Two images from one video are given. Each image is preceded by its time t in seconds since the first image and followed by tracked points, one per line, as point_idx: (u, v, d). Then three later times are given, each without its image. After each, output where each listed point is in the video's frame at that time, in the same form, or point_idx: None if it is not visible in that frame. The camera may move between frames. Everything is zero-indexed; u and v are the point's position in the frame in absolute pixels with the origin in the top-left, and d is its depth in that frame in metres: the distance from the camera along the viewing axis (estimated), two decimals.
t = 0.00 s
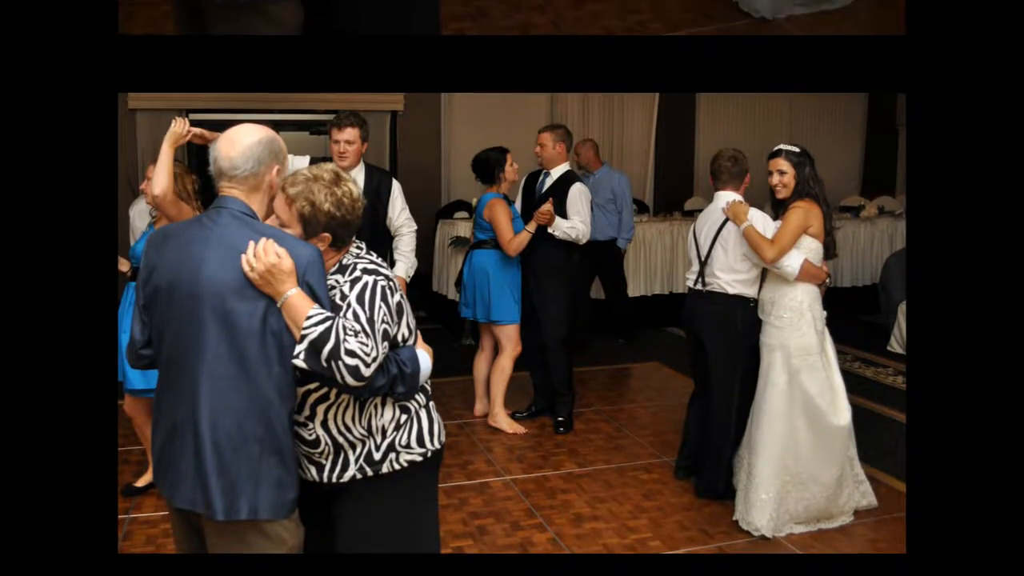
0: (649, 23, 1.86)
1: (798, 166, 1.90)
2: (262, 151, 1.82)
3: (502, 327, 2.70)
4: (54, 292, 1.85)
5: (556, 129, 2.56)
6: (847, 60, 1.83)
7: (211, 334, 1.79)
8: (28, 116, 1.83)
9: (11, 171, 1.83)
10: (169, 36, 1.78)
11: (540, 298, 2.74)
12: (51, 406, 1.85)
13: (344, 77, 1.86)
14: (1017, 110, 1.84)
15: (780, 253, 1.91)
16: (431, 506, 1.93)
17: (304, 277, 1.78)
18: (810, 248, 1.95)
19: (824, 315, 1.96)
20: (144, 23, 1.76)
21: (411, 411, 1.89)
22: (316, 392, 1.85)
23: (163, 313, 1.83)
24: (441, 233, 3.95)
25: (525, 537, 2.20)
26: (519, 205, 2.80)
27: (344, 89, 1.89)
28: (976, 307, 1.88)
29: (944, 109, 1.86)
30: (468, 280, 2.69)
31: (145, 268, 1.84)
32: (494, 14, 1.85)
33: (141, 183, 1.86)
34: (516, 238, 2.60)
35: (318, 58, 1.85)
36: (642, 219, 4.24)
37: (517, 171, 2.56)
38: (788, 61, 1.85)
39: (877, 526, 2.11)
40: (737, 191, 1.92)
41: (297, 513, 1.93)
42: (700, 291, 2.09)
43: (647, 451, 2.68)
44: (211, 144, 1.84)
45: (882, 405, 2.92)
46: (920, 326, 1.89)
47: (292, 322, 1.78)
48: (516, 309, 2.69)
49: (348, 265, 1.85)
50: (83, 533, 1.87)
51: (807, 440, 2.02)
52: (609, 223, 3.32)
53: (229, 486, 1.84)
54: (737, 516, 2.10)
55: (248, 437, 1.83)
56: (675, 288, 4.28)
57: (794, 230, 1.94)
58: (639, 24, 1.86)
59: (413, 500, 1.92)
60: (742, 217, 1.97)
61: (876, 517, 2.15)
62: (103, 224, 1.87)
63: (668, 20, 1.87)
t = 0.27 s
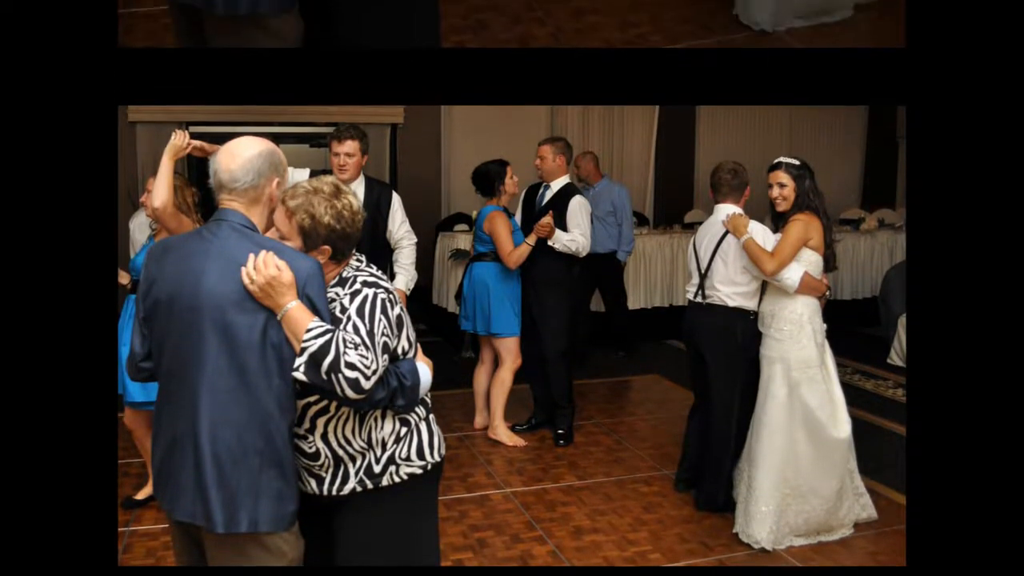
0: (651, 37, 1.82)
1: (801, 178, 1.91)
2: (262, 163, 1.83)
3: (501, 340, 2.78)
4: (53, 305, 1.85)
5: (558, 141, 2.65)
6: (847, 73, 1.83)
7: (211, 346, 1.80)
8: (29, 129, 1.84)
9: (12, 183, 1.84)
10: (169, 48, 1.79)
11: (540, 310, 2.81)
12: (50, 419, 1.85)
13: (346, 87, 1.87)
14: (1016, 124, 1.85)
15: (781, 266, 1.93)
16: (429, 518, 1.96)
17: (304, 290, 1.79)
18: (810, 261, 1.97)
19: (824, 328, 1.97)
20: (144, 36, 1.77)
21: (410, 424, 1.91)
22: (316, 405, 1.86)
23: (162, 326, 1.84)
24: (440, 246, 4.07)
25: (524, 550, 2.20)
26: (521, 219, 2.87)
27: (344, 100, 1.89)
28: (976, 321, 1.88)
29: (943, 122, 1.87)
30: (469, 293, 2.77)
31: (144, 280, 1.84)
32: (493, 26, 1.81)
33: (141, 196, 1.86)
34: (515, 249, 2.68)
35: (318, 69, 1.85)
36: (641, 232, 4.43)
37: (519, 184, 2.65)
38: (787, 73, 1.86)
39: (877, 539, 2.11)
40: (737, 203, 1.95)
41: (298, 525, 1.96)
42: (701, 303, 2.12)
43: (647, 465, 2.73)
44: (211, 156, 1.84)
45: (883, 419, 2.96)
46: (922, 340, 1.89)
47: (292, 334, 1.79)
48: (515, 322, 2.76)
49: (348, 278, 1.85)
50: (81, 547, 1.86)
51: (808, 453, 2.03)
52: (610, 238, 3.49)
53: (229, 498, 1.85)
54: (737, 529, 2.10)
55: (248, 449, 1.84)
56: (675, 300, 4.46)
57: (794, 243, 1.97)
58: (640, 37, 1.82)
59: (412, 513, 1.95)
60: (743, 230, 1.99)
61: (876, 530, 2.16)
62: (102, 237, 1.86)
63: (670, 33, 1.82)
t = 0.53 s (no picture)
0: (651, 48, 1.86)
1: (803, 193, 2.35)
2: (262, 175, 1.84)
3: (502, 350, 3.30)
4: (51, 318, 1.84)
5: (561, 165, 3.13)
6: (845, 86, 1.83)
7: (211, 359, 1.81)
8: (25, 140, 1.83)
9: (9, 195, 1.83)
10: (169, 60, 1.79)
11: (539, 316, 3.31)
12: (48, 433, 1.84)
13: (344, 102, 1.86)
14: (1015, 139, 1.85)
15: (784, 275, 2.38)
16: (429, 530, 1.98)
17: (304, 302, 1.80)
18: (812, 272, 2.42)
19: (821, 342, 2.41)
20: (145, 49, 1.78)
21: (410, 436, 1.93)
22: (316, 418, 1.86)
23: (163, 338, 1.84)
24: (441, 259, 4.99)
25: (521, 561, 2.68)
26: (517, 241, 3.37)
27: (343, 115, 1.88)
28: (977, 335, 1.87)
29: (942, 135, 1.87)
30: (474, 305, 3.27)
31: (144, 292, 1.85)
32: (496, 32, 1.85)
33: (141, 209, 1.85)
34: (516, 262, 3.20)
35: (316, 84, 1.84)
36: (642, 246, 5.36)
37: (523, 206, 3.16)
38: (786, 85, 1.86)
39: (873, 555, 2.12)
40: (744, 217, 2.41)
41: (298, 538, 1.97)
42: (707, 306, 2.59)
43: (642, 480, 3.35)
44: (211, 169, 1.84)
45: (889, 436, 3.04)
46: (921, 352, 1.89)
47: (292, 348, 1.81)
48: (516, 331, 3.27)
49: (348, 290, 1.85)
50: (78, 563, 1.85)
51: (806, 464, 2.50)
52: (609, 247, 4.28)
53: (230, 511, 1.85)
54: (739, 541, 2.56)
55: (248, 462, 1.83)
56: (673, 310, 5.40)
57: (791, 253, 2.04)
58: (640, 49, 1.86)
59: (412, 524, 1.96)
60: (748, 243, 2.44)
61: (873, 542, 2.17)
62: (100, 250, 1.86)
63: (668, 43, 1.85)
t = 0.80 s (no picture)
0: (651, 61, 1.85)
1: (804, 202, 2.40)
2: (261, 188, 1.84)
3: (502, 363, 3.36)
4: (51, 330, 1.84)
5: (558, 175, 3.19)
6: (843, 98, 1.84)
7: (211, 372, 1.82)
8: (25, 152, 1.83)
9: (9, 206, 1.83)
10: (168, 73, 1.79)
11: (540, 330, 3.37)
12: (48, 445, 1.84)
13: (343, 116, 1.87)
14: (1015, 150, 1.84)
15: (782, 289, 2.42)
16: (429, 543, 1.98)
17: (304, 315, 1.81)
18: (812, 284, 2.47)
19: (821, 355, 2.46)
20: (145, 61, 1.79)
21: (410, 449, 1.93)
22: (316, 430, 1.86)
23: (163, 351, 1.85)
24: (442, 273, 5.05)
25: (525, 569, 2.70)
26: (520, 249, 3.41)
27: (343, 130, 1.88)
28: (976, 348, 1.88)
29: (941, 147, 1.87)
30: (478, 315, 3.30)
31: (145, 305, 1.86)
32: (496, 44, 1.84)
33: (141, 222, 1.86)
34: (522, 271, 3.23)
35: (315, 96, 1.84)
36: (642, 258, 5.38)
37: (523, 215, 3.21)
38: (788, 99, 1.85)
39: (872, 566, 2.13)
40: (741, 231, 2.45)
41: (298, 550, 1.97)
42: (707, 322, 2.63)
43: (643, 489, 3.38)
44: (211, 182, 1.84)
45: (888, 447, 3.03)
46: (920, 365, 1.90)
47: (292, 360, 1.82)
48: (519, 343, 3.32)
49: (348, 302, 1.85)
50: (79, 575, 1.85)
51: (805, 475, 2.54)
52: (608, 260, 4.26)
53: (230, 524, 1.85)
54: (739, 552, 2.61)
55: (248, 474, 1.83)
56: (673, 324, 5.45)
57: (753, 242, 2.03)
58: (641, 62, 1.85)
59: (412, 536, 1.96)
60: (747, 256, 2.49)
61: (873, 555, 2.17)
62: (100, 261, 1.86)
63: (673, 55, 1.84)
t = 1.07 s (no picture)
0: (651, 74, 1.89)
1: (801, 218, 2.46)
2: (261, 202, 1.84)
3: (504, 372, 3.37)
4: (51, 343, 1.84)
5: (565, 192, 3.25)
6: (841, 111, 1.84)
7: (211, 385, 1.82)
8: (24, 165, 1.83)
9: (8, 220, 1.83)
10: (169, 86, 1.82)
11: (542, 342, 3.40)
12: (48, 458, 1.84)
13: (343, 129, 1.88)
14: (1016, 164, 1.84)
15: (779, 301, 2.47)
16: (429, 556, 1.97)
17: (304, 327, 1.82)
18: (810, 298, 2.52)
19: (820, 367, 2.50)
20: (146, 74, 1.83)
21: (411, 461, 1.93)
22: (316, 443, 1.87)
23: (163, 363, 1.85)
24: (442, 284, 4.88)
25: None
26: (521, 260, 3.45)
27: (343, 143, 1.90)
28: (976, 361, 1.88)
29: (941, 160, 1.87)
30: (479, 325, 3.35)
31: (145, 318, 1.87)
32: (495, 57, 1.86)
33: (141, 234, 1.86)
34: (524, 285, 3.27)
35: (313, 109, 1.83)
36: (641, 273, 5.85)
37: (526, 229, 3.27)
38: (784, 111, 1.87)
39: None
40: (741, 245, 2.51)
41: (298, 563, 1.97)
42: (704, 335, 2.69)
43: (642, 498, 3.40)
44: (211, 194, 1.84)
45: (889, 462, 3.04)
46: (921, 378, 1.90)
47: (292, 372, 1.82)
48: (520, 354, 3.35)
49: (348, 315, 1.84)
50: None
51: (805, 487, 2.56)
52: (606, 272, 4.71)
53: (229, 537, 1.85)
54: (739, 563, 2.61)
55: (248, 487, 1.83)
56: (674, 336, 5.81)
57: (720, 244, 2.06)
58: (641, 74, 1.89)
59: (412, 549, 1.96)
60: (746, 269, 2.53)
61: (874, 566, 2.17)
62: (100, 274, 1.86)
63: (669, 69, 1.89)
